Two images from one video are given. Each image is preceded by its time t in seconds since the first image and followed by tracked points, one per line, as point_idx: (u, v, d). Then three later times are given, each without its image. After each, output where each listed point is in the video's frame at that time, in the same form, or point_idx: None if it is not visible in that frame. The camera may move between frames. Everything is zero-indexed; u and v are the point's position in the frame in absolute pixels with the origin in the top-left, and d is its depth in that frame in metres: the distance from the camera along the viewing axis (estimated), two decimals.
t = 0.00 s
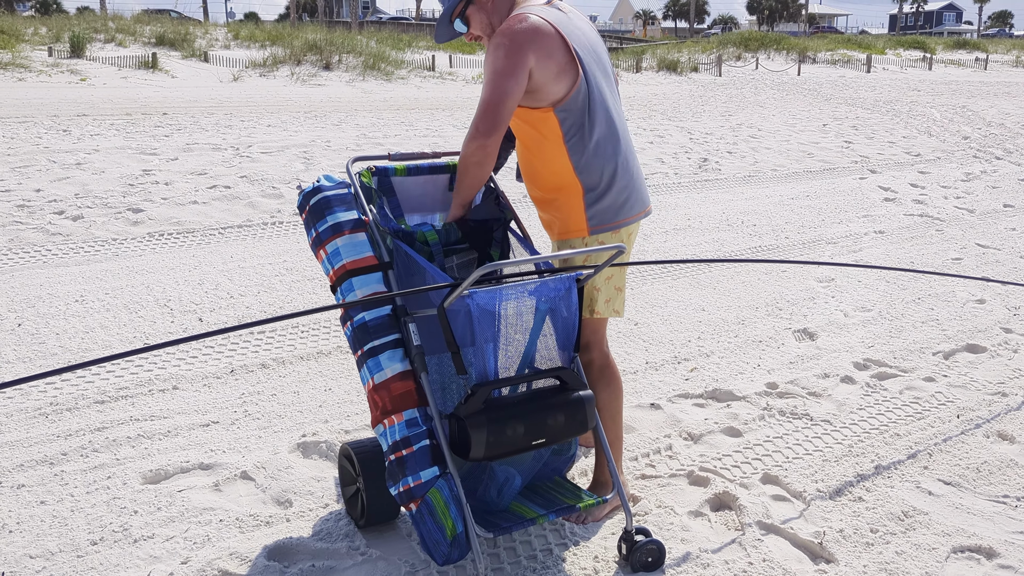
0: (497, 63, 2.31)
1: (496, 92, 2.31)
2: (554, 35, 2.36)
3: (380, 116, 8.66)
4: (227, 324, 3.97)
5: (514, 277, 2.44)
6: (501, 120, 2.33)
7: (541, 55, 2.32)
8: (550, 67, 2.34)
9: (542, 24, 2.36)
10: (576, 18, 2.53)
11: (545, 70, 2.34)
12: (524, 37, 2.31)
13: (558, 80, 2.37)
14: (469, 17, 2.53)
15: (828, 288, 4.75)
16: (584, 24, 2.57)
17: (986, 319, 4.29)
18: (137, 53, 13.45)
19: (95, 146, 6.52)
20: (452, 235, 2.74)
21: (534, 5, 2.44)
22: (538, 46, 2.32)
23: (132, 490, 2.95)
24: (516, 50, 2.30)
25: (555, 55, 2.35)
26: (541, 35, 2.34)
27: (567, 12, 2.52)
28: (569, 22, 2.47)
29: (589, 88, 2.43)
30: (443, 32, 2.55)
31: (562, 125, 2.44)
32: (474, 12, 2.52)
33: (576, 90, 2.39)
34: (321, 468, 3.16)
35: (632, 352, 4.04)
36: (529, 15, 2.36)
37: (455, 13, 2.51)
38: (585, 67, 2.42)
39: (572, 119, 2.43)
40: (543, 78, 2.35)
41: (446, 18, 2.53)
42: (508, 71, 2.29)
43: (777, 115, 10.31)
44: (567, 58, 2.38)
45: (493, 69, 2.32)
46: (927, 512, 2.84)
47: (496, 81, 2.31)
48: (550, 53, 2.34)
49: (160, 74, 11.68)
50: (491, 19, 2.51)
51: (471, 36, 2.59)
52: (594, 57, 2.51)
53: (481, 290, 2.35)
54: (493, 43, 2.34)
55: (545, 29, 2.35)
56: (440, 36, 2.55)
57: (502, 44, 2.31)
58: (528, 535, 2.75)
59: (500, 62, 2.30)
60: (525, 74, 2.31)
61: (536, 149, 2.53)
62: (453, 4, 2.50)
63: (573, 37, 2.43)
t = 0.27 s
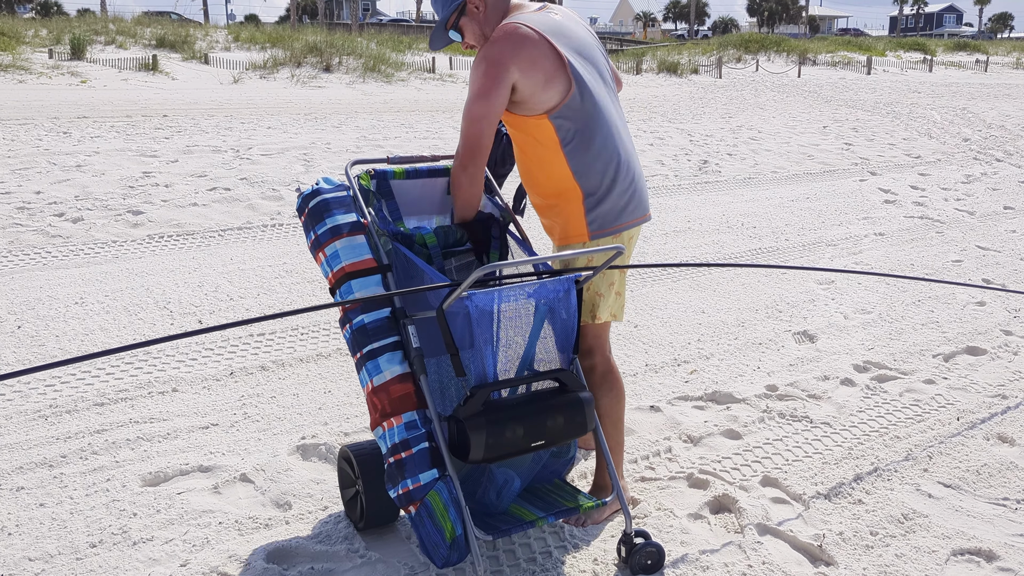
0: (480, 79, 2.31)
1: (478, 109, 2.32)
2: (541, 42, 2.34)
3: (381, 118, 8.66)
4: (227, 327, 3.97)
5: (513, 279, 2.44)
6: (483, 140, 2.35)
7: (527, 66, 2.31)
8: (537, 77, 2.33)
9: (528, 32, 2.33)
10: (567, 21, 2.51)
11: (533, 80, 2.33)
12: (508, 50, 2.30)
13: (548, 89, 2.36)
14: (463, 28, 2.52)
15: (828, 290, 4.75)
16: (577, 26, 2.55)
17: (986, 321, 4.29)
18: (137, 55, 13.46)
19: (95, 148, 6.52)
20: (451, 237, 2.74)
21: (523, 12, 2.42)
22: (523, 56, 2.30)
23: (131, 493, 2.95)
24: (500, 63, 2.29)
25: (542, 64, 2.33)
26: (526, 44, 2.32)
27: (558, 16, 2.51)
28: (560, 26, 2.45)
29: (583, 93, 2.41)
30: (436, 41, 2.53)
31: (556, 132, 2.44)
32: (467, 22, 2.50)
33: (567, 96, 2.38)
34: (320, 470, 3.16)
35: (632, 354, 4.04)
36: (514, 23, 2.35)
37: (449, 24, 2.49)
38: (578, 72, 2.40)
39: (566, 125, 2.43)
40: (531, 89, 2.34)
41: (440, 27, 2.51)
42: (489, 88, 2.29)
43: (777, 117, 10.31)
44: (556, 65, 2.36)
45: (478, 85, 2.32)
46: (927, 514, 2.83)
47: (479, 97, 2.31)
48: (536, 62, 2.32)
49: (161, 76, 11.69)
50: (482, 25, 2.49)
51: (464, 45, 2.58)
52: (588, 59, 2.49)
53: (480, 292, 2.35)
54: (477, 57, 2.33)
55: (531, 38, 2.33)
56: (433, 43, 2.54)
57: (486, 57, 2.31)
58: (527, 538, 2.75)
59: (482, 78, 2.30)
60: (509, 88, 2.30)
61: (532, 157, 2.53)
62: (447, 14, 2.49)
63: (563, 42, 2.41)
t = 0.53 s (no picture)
0: (506, 70, 2.32)
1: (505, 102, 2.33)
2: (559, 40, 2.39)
3: (381, 122, 8.67)
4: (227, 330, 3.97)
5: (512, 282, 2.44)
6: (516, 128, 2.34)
7: (548, 58, 2.34)
8: (556, 73, 2.37)
9: (547, 30, 2.38)
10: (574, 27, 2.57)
11: (552, 75, 2.36)
12: (532, 44, 2.33)
13: (563, 85, 2.39)
14: (468, 32, 2.51)
15: (828, 292, 4.75)
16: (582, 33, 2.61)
17: (987, 324, 4.29)
18: (137, 59, 13.47)
19: (95, 151, 6.53)
20: (451, 240, 2.80)
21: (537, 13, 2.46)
22: (545, 51, 2.34)
23: (131, 496, 2.95)
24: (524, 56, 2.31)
25: (562, 60, 2.37)
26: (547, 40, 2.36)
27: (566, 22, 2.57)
28: (570, 29, 2.51)
29: (591, 93, 2.45)
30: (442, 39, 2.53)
31: (563, 130, 2.46)
32: (473, 27, 2.49)
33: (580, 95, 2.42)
34: (320, 473, 3.15)
35: (632, 357, 4.03)
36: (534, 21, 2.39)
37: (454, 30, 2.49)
38: (587, 71, 2.44)
39: (573, 123, 2.45)
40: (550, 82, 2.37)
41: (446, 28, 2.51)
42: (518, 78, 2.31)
43: (777, 120, 10.31)
44: (572, 63, 2.40)
45: (502, 77, 2.33)
46: (927, 517, 2.83)
47: (508, 90, 2.33)
48: (556, 58, 2.36)
49: (161, 80, 11.70)
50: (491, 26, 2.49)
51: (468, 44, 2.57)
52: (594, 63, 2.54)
53: (480, 295, 2.35)
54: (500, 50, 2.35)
55: (550, 34, 2.37)
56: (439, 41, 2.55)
57: (510, 49, 2.33)
58: (526, 541, 2.75)
59: (509, 69, 2.32)
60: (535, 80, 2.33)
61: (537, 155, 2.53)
62: (452, 19, 2.47)
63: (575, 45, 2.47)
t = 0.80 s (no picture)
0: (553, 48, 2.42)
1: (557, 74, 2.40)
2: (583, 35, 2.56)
3: (381, 127, 8.68)
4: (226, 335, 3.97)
5: (511, 287, 2.44)
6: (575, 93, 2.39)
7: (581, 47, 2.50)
8: (586, 62, 2.53)
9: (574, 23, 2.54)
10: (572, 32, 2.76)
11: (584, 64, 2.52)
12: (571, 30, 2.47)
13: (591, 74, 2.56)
14: (482, 16, 2.59)
15: (827, 298, 4.75)
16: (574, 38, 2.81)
17: (986, 329, 4.29)
18: (138, 65, 13.50)
19: (95, 158, 6.54)
20: (450, 245, 2.80)
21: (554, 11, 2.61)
22: (580, 40, 2.50)
23: (129, 502, 2.95)
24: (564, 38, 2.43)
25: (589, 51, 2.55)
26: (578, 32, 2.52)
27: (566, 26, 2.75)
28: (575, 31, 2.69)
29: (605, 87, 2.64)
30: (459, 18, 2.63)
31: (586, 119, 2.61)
32: (488, 11, 2.56)
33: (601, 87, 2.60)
34: (319, 479, 3.15)
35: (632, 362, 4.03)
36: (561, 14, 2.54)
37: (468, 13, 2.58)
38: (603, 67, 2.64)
39: (593, 114, 2.61)
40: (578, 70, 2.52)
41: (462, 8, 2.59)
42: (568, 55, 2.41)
43: (777, 125, 10.32)
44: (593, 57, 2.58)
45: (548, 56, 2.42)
46: (927, 522, 2.82)
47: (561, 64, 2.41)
48: (586, 49, 2.54)
49: (161, 86, 11.72)
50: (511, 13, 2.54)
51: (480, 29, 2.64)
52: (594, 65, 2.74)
53: (479, 301, 2.35)
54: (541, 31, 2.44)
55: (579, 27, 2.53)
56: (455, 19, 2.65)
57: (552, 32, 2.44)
58: (526, 546, 2.74)
59: (557, 47, 2.42)
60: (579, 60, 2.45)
61: (556, 146, 2.65)
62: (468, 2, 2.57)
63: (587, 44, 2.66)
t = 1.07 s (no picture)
0: (573, 61, 2.55)
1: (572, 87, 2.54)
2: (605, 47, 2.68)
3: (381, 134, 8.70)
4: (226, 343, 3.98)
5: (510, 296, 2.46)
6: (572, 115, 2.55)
7: (602, 60, 2.62)
8: (605, 75, 2.65)
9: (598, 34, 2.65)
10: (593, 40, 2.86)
11: (603, 76, 2.65)
12: (593, 43, 2.59)
13: (607, 87, 2.68)
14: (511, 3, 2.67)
15: (827, 305, 4.74)
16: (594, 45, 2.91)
17: (986, 335, 4.28)
18: (139, 73, 13.54)
19: (96, 165, 6.55)
20: (448, 253, 2.83)
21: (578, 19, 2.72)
22: (601, 53, 2.61)
23: (128, 511, 2.95)
24: (587, 52, 2.55)
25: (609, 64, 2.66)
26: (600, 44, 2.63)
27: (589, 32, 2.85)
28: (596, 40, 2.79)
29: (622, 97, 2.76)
30: None
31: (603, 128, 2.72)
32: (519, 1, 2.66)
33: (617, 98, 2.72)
34: (318, 487, 3.15)
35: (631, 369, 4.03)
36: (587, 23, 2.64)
37: None
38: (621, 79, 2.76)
39: (611, 123, 2.73)
40: (597, 82, 2.64)
41: None
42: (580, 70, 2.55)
43: (776, 132, 10.33)
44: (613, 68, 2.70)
45: (568, 69, 2.55)
46: (926, 529, 2.81)
47: (577, 81, 2.55)
48: (606, 62, 2.65)
49: (162, 94, 11.75)
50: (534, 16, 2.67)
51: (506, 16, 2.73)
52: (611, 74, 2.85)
53: (478, 308, 2.37)
54: (563, 43, 2.57)
55: (602, 39, 2.65)
56: None
57: (574, 45, 2.56)
58: (525, 554, 2.74)
59: (577, 60, 2.55)
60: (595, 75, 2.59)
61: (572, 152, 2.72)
62: None
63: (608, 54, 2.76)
